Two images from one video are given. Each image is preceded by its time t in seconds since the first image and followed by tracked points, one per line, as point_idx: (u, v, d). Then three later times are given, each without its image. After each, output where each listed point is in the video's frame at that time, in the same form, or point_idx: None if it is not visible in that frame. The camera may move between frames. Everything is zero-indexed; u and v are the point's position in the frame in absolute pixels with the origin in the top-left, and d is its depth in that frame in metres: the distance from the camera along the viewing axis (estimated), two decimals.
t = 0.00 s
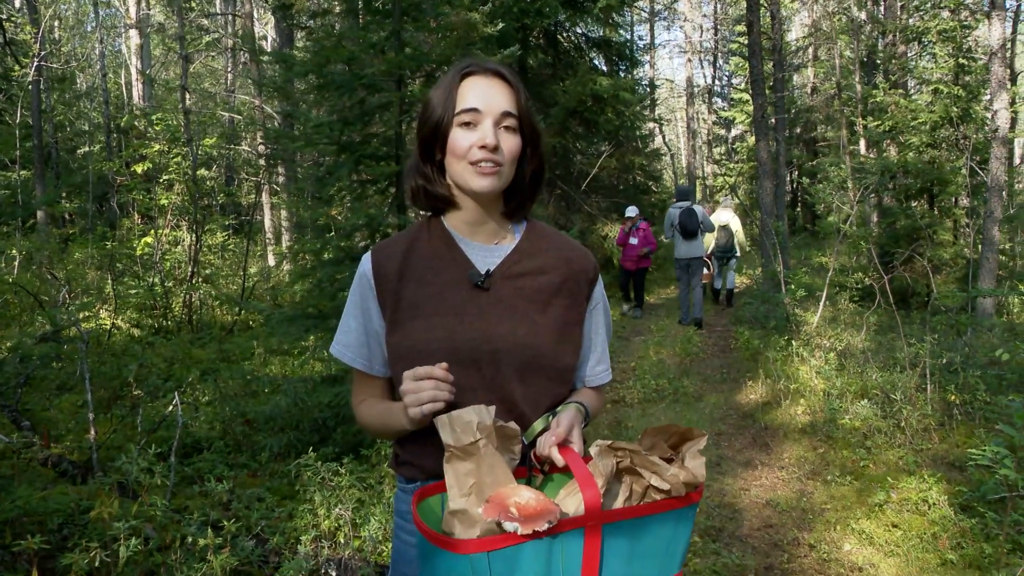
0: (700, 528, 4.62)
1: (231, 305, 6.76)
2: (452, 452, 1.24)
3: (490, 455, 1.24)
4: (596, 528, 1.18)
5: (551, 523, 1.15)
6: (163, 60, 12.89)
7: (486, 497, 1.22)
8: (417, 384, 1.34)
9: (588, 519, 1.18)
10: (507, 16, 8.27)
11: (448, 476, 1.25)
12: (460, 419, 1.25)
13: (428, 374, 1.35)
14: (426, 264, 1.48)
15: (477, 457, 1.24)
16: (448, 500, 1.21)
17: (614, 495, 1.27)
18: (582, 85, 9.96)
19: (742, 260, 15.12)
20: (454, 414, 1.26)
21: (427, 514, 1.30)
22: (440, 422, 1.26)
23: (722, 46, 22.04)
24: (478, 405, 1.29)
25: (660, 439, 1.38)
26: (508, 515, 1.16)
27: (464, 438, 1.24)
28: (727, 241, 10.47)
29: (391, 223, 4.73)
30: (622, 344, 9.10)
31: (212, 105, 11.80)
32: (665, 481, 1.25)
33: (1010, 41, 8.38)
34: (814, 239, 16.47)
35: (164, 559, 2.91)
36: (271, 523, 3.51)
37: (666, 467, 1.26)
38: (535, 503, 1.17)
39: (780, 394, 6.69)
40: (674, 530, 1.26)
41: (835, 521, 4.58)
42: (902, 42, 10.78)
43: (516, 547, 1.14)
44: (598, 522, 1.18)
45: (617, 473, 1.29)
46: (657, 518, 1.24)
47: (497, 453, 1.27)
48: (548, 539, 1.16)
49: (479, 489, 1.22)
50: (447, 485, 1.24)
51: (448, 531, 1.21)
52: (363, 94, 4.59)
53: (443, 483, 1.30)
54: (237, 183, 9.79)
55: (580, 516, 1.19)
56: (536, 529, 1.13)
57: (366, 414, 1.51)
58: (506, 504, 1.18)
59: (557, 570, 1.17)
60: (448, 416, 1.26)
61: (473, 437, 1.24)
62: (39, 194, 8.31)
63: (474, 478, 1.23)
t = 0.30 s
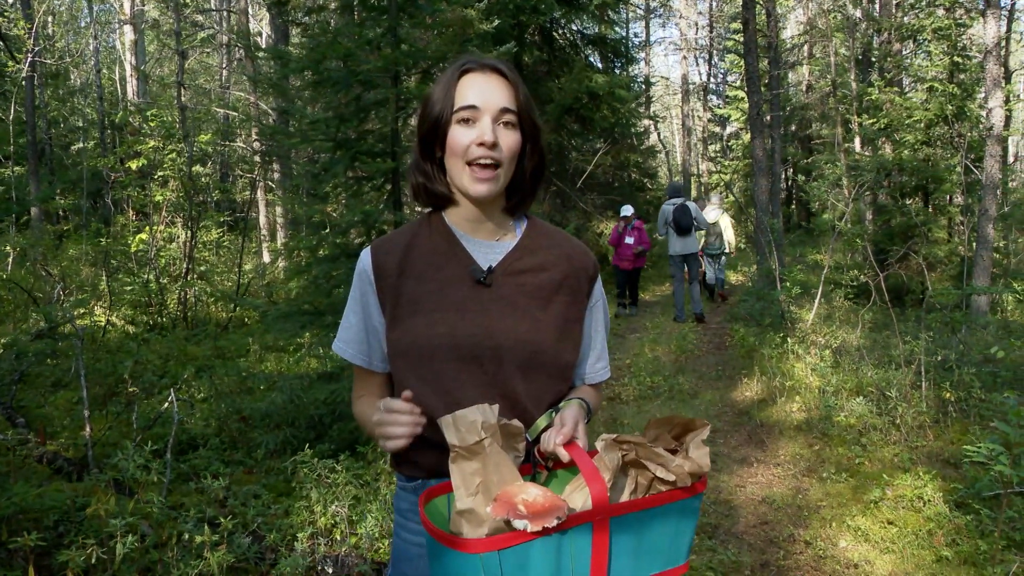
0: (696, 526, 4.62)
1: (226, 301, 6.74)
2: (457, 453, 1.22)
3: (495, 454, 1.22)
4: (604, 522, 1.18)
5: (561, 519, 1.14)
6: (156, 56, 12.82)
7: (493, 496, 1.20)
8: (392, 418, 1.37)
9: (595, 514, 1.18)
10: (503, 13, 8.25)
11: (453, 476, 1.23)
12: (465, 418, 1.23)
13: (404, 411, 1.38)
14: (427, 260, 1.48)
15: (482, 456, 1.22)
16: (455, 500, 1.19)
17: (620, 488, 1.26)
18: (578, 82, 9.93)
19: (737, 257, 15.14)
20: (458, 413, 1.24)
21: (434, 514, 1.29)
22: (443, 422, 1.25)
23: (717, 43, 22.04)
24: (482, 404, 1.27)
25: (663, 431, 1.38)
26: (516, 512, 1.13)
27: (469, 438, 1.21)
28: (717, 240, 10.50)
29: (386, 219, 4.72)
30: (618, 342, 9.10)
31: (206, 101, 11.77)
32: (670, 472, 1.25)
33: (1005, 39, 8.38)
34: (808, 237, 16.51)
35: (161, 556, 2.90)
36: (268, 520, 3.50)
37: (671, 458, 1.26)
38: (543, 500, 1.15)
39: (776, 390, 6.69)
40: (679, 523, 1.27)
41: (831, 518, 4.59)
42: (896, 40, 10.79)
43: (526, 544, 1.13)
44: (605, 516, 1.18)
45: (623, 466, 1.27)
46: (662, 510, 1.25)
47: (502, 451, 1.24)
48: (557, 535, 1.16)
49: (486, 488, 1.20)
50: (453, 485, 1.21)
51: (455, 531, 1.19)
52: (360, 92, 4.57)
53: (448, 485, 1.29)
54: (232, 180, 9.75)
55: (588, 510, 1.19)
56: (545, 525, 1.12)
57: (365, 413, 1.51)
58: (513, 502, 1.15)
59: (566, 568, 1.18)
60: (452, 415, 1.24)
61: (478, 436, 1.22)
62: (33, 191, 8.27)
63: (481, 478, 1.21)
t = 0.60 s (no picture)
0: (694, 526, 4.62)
1: (223, 300, 6.73)
2: (468, 443, 1.21)
3: (505, 444, 1.22)
4: (615, 512, 1.18)
5: (575, 507, 1.14)
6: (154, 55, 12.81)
7: (505, 486, 1.20)
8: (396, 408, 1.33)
9: (607, 503, 1.17)
10: (501, 12, 8.24)
11: (463, 467, 1.22)
12: (476, 408, 1.22)
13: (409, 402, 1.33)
14: (432, 258, 1.46)
15: (493, 447, 1.22)
16: (464, 491, 1.18)
17: (629, 479, 1.29)
18: (576, 82, 9.92)
19: (734, 257, 15.16)
20: (469, 403, 1.23)
21: (442, 506, 1.27)
22: (453, 413, 1.23)
23: (715, 43, 22.06)
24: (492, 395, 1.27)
25: (671, 423, 1.37)
26: (529, 500, 1.13)
27: (480, 427, 1.21)
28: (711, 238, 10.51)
29: (385, 219, 4.71)
30: (615, 341, 9.10)
31: (203, 100, 11.75)
32: (679, 462, 1.25)
33: (1003, 40, 8.38)
34: (806, 237, 16.53)
35: (160, 556, 2.90)
36: (266, 520, 3.49)
37: (680, 448, 1.25)
38: (555, 490, 1.15)
39: (774, 391, 6.69)
40: (686, 517, 1.26)
41: (829, 518, 4.58)
42: (893, 40, 10.80)
43: (539, 533, 1.12)
44: (616, 506, 1.17)
45: (633, 457, 1.29)
46: (671, 503, 1.24)
47: (512, 441, 1.24)
48: (570, 525, 1.15)
49: (496, 478, 1.20)
50: (463, 476, 1.21)
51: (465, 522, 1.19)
52: (359, 92, 4.56)
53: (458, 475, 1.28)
54: (229, 180, 9.73)
55: (599, 501, 1.18)
56: (559, 512, 1.12)
57: (367, 413, 1.49)
58: (526, 491, 1.15)
59: (576, 563, 1.17)
60: (463, 405, 1.24)
61: (490, 426, 1.21)
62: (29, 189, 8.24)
63: (491, 469, 1.21)
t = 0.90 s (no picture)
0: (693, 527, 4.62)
1: (221, 302, 6.72)
2: (473, 448, 1.20)
3: (511, 448, 1.21)
4: (621, 513, 1.18)
5: (583, 509, 1.14)
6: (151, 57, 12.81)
7: (512, 490, 1.19)
8: (410, 439, 1.30)
9: (614, 505, 1.17)
10: (499, 14, 8.25)
11: (467, 473, 1.21)
12: (481, 413, 1.20)
13: (427, 431, 1.30)
14: (435, 260, 1.47)
15: (498, 451, 1.20)
16: (471, 497, 1.17)
17: (634, 480, 1.27)
18: (573, 84, 9.93)
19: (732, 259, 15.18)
20: (473, 408, 1.22)
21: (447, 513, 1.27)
22: (457, 418, 1.22)
23: (712, 45, 22.13)
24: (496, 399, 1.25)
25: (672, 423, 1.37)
26: (538, 504, 1.14)
27: (485, 432, 1.19)
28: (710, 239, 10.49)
29: (382, 221, 4.72)
30: (613, 343, 9.10)
31: (201, 103, 11.76)
32: (683, 462, 1.25)
33: (998, 41, 8.41)
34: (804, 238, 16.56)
35: (158, 559, 2.90)
36: (264, 522, 3.49)
37: (684, 448, 1.26)
38: (563, 493, 1.15)
39: (772, 392, 6.68)
40: (688, 517, 1.27)
41: (828, 519, 4.59)
42: (890, 42, 10.84)
43: (548, 537, 1.12)
44: (623, 507, 1.18)
45: (638, 459, 1.28)
46: (675, 503, 1.25)
47: (518, 446, 1.23)
48: (579, 528, 1.15)
49: (503, 483, 1.19)
50: (468, 482, 1.20)
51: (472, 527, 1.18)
52: (357, 94, 4.56)
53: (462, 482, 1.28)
54: (227, 182, 9.73)
55: (605, 502, 1.18)
56: (568, 516, 1.12)
57: (366, 417, 1.48)
58: (534, 495, 1.15)
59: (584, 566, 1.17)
60: (467, 410, 1.22)
61: (496, 430, 1.20)
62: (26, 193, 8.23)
63: (497, 473, 1.20)
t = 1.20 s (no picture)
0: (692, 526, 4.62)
1: (220, 301, 6.72)
2: (470, 447, 1.21)
3: (509, 447, 1.22)
4: (622, 511, 1.18)
5: (583, 508, 1.14)
6: (149, 57, 12.81)
7: (511, 490, 1.20)
8: (406, 426, 1.31)
9: (614, 503, 1.17)
10: (496, 13, 8.24)
11: (466, 473, 1.22)
12: (479, 412, 1.21)
13: (421, 416, 1.31)
14: (434, 259, 1.47)
15: (496, 450, 1.21)
16: (469, 497, 1.19)
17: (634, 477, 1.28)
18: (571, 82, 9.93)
19: (730, 258, 15.19)
20: (471, 407, 1.23)
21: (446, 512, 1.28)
22: (456, 418, 1.22)
23: (710, 43, 22.13)
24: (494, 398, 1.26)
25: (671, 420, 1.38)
26: (536, 504, 1.14)
27: (483, 431, 1.20)
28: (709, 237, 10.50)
29: (380, 220, 4.73)
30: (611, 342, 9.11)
31: (198, 102, 11.75)
32: (682, 459, 1.26)
33: (997, 39, 8.42)
34: (801, 237, 16.58)
35: (158, 558, 2.90)
36: (263, 521, 3.48)
37: (684, 445, 1.27)
38: (562, 491, 1.15)
39: (770, 390, 6.69)
40: (687, 514, 1.28)
41: (826, 517, 4.59)
42: (888, 40, 10.85)
43: (548, 536, 1.12)
44: (622, 505, 1.18)
45: (637, 456, 1.29)
46: (674, 500, 1.25)
47: (516, 444, 1.24)
48: (579, 526, 1.15)
49: (501, 482, 1.20)
50: (467, 482, 1.21)
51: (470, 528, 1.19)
52: (355, 93, 4.56)
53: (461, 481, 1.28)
54: (225, 182, 9.73)
55: (605, 500, 1.18)
56: (568, 514, 1.12)
57: (364, 414, 1.48)
58: (532, 494, 1.16)
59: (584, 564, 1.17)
60: (465, 409, 1.23)
61: (494, 430, 1.21)
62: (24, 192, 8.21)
63: (495, 473, 1.21)
